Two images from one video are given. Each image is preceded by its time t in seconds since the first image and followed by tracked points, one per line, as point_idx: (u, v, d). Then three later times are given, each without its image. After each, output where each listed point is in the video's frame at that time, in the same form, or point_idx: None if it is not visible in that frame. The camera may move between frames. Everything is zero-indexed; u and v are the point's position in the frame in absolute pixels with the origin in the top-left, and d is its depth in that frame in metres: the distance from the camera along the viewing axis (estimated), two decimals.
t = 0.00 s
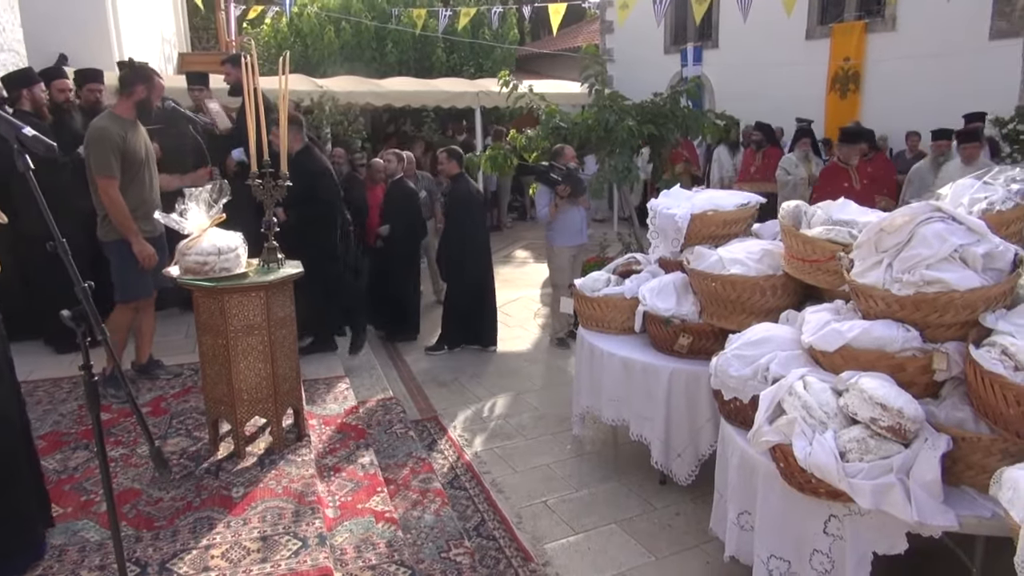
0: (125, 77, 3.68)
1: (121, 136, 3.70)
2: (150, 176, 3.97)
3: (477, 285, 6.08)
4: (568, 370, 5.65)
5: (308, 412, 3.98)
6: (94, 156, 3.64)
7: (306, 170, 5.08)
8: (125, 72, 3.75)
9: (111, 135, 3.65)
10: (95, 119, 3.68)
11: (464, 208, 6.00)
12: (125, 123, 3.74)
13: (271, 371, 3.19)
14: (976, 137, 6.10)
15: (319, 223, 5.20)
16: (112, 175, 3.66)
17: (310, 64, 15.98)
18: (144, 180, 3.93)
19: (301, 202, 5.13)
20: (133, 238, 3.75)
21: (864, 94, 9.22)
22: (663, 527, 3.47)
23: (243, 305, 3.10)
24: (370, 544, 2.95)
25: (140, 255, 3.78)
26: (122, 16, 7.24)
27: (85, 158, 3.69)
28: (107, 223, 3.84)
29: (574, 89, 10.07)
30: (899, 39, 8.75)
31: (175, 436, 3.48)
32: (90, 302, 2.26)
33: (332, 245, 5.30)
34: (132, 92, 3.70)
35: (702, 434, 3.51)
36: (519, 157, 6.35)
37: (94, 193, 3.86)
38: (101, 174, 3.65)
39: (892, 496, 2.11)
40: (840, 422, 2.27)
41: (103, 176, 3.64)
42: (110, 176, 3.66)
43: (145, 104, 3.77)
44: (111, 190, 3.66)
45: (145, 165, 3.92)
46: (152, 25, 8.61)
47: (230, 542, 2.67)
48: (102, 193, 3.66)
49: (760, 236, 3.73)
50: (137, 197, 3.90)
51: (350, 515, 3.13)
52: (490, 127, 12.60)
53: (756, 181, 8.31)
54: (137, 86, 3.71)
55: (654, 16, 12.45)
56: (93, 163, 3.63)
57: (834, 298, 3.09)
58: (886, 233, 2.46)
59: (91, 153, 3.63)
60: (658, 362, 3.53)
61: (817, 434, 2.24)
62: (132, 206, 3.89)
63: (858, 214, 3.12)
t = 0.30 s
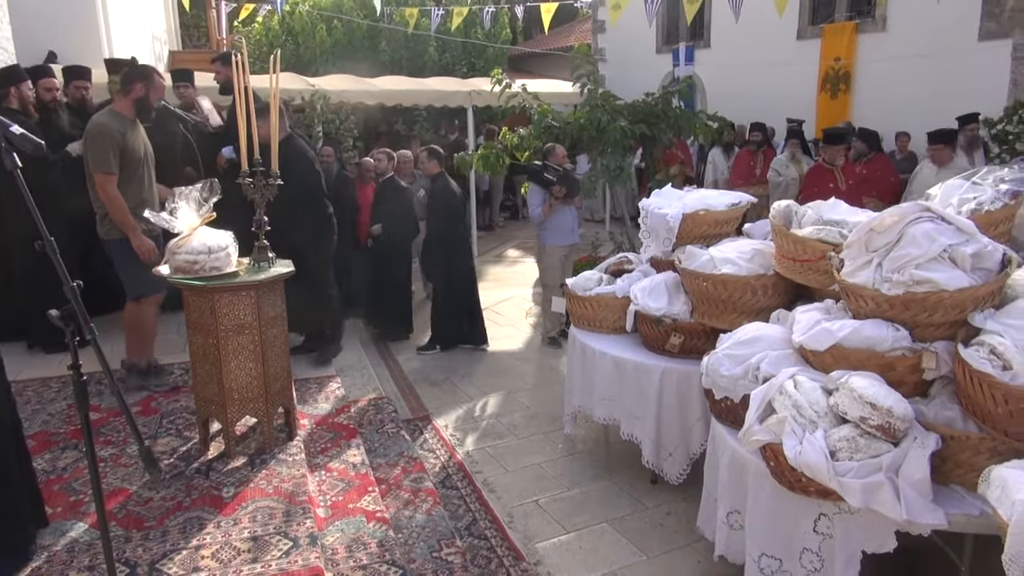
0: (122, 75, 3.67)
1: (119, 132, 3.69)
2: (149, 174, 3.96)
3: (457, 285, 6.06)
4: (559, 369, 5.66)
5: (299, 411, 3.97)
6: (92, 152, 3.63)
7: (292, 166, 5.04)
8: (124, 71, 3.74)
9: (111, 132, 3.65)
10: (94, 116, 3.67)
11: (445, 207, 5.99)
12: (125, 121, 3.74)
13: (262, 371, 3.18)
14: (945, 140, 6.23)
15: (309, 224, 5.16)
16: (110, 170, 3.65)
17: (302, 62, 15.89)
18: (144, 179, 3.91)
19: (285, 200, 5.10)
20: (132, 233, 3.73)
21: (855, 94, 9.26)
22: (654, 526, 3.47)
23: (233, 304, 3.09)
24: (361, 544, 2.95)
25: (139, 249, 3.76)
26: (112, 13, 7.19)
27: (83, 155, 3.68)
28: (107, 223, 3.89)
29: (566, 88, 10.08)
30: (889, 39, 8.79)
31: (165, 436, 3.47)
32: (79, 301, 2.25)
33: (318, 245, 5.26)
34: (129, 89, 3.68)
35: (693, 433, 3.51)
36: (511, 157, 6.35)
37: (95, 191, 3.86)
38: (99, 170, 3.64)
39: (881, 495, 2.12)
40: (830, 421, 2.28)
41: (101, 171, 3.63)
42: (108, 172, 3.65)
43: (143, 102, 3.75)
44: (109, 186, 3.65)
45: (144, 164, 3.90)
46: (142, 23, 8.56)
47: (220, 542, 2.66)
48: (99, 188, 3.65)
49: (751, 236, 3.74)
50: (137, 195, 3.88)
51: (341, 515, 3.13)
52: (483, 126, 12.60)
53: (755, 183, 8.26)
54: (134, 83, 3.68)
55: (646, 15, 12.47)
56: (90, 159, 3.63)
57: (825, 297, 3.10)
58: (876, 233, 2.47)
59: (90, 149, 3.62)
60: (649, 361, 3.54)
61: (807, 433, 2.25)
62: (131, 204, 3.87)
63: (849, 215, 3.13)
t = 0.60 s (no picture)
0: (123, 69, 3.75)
1: (128, 130, 3.69)
2: (153, 174, 3.94)
3: (438, 285, 6.03)
4: (547, 368, 5.66)
5: (285, 411, 3.95)
6: (100, 149, 3.64)
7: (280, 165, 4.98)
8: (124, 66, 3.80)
9: (121, 130, 3.66)
10: (104, 113, 3.68)
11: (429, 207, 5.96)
12: (134, 121, 3.77)
13: (248, 370, 3.16)
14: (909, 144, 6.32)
15: (285, 225, 5.10)
16: (116, 168, 3.64)
17: (289, 60, 15.79)
18: (149, 181, 3.90)
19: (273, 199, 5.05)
20: (125, 238, 3.73)
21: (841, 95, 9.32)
22: (641, 525, 3.48)
23: (219, 303, 3.07)
24: (348, 544, 2.93)
25: (128, 256, 3.76)
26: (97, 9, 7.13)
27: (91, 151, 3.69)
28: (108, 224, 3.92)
29: (554, 88, 10.10)
30: (874, 41, 8.85)
31: (150, 436, 3.44)
32: (62, 299, 2.22)
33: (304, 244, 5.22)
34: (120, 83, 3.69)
35: (680, 432, 3.52)
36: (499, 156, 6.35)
37: (99, 191, 3.86)
38: (105, 166, 3.64)
39: (867, 493, 2.13)
40: (816, 419, 2.29)
41: (107, 169, 3.63)
42: (114, 170, 3.65)
43: (138, 98, 3.73)
44: (112, 184, 3.65)
45: (150, 164, 3.90)
46: (128, 19, 8.50)
47: (205, 543, 2.64)
48: (104, 186, 3.65)
49: (738, 235, 3.74)
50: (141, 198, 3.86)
51: (328, 514, 3.11)
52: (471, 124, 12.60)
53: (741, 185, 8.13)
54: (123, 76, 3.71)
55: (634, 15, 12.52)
56: (98, 154, 3.63)
57: (810, 297, 3.12)
58: (861, 232, 2.49)
59: (97, 145, 3.63)
60: (637, 360, 3.55)
61: (793, 432, 2.26)
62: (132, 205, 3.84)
63: (835, 214, 3.15)
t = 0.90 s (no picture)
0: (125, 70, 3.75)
1: (135, 132, 3.77)
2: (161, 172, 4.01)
3: (423, 287, 6.00)
4: (537, 367, 5.66)
5: (275, 413, 3.92)
6: (108, 152, 3.71)
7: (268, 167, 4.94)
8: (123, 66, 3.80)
9: (127, 131, 3.73)
10: (107, 116, 3.75)
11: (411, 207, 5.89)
12: (139, 121, 3.83)
13: (236, 372, 3.14)
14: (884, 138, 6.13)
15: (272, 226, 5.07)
16: (126, 170, 3.72)
17: (274, 61, 15.69)
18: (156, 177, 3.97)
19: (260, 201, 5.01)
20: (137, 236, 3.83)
21: (826, 92, 9.36)
22: (632, 523, 3.48)
23: (207, 305, 3.04)
24: (339, 546, 2.92)
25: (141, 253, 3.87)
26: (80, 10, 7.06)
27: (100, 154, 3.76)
28: (122, 222, 4.02)
29: (542, 86, 10.09)
30: (859, 37, 8.89)
31: (138, 440, 3.41)
32: (45, 304, 2.19)
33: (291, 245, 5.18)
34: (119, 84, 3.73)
35: (671, 429, 3.53)
36: (488, 154, 6.34)
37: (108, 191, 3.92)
38: (115, 169, 3.71)
39: (857, 488, 2.14)
40: (806, 415, 2.30)
41: (117, 171, 3.71)
42: (124, 172, 3.73)
43: (139, 100, 3.79)
44: (123, 186, 3.72)
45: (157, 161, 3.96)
46: (111, 21, 8.42)
47: (195, 547, 2.62)
48: (115, 188, 3.73)
49: (726, 233, 3.70)
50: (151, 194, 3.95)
51: (319, 516, 3.10)
52: (458, 124, 12.59)
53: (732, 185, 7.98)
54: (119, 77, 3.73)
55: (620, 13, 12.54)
56: (108, 157, 3.71)
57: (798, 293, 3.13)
58: (849, 228, 2.50)
59: (106, 148, 3.70)
60: (627, 358, 3.55)
61: (783, 428, 2.26)
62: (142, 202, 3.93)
63: (823, 211, 3.16)
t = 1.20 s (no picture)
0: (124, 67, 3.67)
1: (135, 129, 3.73)
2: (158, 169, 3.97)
3: (409, 288, 5.99)
4: (526, 366, 5.66)
5: (263, 414, 3.90)
6: (110, 148, 3.67)
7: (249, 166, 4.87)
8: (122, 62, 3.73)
9: (128, 127, 3.69)
10: (106, 112, 3.71)
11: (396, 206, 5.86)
12: (136, 116, 3.78)
13: (224, 373, 3.12)
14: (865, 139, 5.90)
15: (255, 226, 5.01)
16: (128, 166, 3.68)
17: (261, 60, 15.61)
18: (155, 174, 3.94)
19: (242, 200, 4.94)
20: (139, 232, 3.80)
21: (813, 90, 9.40)
22: (623, 521, 3.49)
23: (193, 306, 3.02)
24: (328, 547, 2.90)
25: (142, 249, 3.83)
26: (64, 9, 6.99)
27: (101, 151, 3.72)
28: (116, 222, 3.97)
29: (530, 85, 10.09)
30: (845, 35, 8.93)
31: (124, 442, 3.38)
32: (28, 305, 2.16)
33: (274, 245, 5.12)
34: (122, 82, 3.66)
35: (660, 427, 3.53)
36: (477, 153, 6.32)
37: (105, 189, 3.87)
38: (117, 165, 3.67)
39: (846, 484, 2.15)
40: (795, 412, 2.30)
41: (118, 167, 3.67)
42: (126, 168, 3.69)
43: (140, 96, 3.73)
44: (125, 182, 3.69)
45: (154, 157, 3.93)
46: (96, 19, 8.35)
47: (182, 550, 2.60)
48: (117, 184, 3.69)
49: (715, 230, 3.69)
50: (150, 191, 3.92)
51: (308, 518, 3.08)
52: (447, 122, 12.58)
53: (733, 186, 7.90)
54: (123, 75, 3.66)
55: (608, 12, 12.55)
56: (109, 154, 3.66)
57: (787, 291, 3.13)
58: (836, 226, 2.50)
59: (107, 144, 3.66)
60: (616, 357, 3.55)
61: (772, 425, 2.27)
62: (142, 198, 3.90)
63: (810, 208, 3.16)
